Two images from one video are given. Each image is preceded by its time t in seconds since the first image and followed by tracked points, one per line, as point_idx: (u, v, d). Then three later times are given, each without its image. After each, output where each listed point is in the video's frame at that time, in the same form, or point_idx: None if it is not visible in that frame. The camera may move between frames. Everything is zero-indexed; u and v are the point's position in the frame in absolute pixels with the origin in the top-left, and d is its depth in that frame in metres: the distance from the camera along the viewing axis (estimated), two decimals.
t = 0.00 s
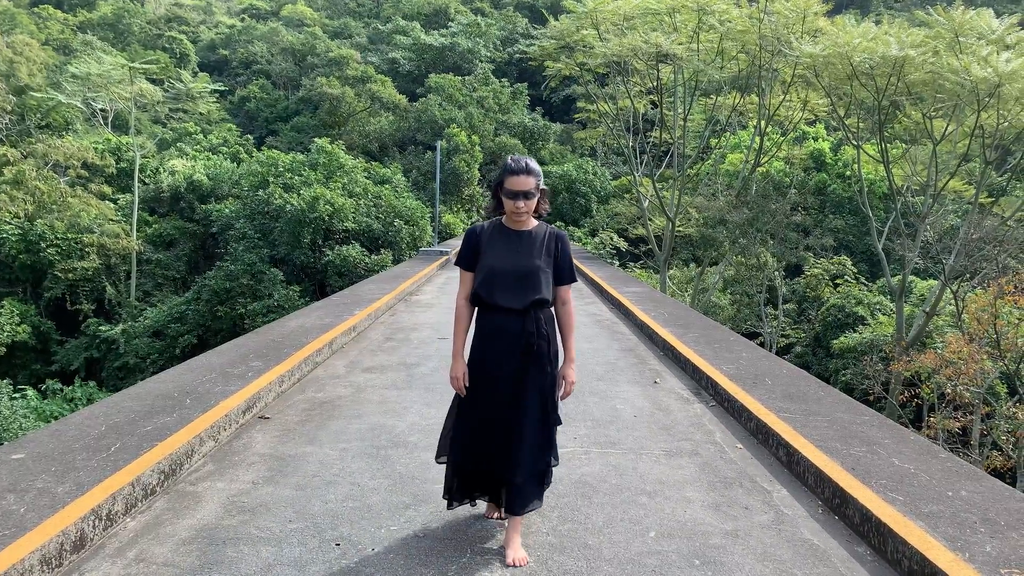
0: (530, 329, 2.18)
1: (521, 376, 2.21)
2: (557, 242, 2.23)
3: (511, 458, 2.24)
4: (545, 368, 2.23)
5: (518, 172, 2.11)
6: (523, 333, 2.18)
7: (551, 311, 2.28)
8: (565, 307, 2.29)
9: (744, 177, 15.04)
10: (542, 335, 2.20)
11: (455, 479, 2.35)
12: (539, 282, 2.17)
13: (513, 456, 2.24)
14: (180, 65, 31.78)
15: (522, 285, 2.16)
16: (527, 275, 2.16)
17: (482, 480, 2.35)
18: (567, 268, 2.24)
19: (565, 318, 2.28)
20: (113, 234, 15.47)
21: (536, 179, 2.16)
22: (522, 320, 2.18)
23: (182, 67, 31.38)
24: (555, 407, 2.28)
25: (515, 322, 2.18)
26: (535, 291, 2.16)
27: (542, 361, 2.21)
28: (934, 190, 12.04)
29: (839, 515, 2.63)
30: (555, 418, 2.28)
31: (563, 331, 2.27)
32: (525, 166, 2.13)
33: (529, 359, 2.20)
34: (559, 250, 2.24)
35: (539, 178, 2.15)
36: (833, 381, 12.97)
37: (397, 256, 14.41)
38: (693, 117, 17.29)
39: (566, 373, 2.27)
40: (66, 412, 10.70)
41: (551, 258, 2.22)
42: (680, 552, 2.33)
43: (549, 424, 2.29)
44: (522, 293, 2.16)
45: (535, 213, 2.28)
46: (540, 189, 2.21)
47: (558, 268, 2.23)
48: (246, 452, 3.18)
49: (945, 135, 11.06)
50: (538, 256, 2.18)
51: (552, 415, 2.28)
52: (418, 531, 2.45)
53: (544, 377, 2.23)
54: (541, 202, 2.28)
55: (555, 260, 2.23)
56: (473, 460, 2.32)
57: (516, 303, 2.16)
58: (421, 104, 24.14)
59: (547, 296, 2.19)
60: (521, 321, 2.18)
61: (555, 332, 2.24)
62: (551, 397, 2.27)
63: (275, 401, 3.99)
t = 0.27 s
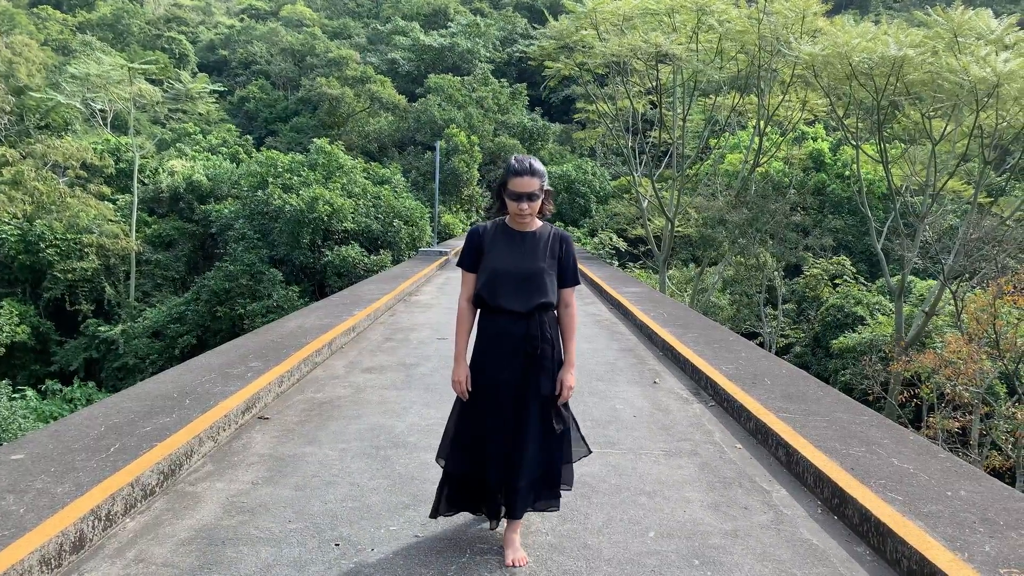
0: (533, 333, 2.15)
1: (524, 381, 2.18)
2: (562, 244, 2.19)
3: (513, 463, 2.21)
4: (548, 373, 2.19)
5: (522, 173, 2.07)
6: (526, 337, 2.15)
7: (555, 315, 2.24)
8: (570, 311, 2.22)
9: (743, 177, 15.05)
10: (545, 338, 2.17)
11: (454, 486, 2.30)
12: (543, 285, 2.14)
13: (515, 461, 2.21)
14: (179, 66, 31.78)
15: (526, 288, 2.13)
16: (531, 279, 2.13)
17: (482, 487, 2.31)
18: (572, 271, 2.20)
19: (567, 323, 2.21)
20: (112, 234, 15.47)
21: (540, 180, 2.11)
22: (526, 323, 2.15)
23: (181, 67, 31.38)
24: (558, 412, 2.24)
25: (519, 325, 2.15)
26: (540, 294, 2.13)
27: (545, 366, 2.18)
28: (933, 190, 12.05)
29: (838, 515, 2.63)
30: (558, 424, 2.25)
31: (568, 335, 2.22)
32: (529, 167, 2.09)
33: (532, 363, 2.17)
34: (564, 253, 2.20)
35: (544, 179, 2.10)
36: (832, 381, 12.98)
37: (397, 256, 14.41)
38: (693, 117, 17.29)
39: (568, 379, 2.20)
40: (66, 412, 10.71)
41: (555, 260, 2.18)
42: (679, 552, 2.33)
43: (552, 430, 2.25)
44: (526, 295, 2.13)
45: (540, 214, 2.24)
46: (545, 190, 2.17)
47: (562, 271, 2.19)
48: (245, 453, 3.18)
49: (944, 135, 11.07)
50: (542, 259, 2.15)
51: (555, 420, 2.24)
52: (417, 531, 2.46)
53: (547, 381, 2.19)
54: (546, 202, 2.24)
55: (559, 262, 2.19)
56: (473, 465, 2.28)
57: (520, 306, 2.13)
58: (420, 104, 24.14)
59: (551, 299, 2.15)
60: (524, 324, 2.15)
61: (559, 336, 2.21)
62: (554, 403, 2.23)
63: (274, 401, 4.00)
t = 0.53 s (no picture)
0: (536, 334, 2.15)
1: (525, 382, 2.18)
2: (564, 246, 2.19)
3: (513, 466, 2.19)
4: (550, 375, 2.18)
5: (525, 175, 2.07)
6: (528, 338, 2.15)
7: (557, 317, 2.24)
8: (572, 313, 2.22)
9: (743, 177, 15.05)
10: (547, 340, 2.17)
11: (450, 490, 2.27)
12: (545, 287, 2.14)
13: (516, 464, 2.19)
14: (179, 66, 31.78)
15: (528, 290, 2.13)
16: (533, 280, 2.13)
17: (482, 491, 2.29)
18: (574, 274, 2.20)
19: (568, 325, 2.20)
20: (111, 235, 15.45)
21: (542, 181, 2.11)
22: (527, 325, 2.15)
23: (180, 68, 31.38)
24: (558, 415, 2.22)
25: (520, 327, 2.15)
26: (542, 296, 2.14)
27: (547, 368, 2.17)
28: (933, 190, 12.06)
29: (838, 515, 2.63)
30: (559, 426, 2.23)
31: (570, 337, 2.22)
32: (532, 168, 2.08)
33: (533, 365, 2.17)
34: (565, 255, 2.19)
35: (546, 181, 2.09)
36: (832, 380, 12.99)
37: (396, 256, 14.40)
38: (692, 117, 17.30)
39: (569, 382, 2.19)
40: (65, 413, 10.70)
41: (558, 262, 2.18)
42: (679, 552, 2.34)
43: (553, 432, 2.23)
44: (528, 297, 2.13)
45: (541, 215, 2.23)
46: (547, 191, 2.16)
47: (564, 272, 2.19)
48: (245, 453, 3.18)
49: (943, 135, 11.08)
50: (544, 261, 2.15)
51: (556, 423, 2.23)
52: (416, 531, 2.46)
53: (548, 383, 2.17)
54: (547, 203, 2.24)
55: (560, 265, 2.19)
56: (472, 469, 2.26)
57: (522, 308, 2.13)
58: (420, 104, 24.15)
59: (554, 301, 2.15)
60: (526, 326, 2.15)
61: (560, 338, 2.21)
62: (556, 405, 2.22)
63: (274, 402, 4.00)
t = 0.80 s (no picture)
0: (537, 334, 2.15)
1: (525, 383, 2.18)
2: (565, 246, 2.19)
3: (514, 468, 2.18)
4: (551, 376, 2.18)
5: (526, 175, 2.07)
6: (529, 339, 2.15)
7: (558, 318, 2.24)
8: (572, 313, 2.22)
9: (742, 177, 15.06)
10: (548, 341, 2.17)
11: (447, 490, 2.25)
12: (546, 288, 2.13)
13: (516, 466, 2.17)
14: (178, 67, 31.77)
15: (529, 290, 2.12)
16: (535, 281, 2.12)
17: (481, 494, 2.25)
18: (575, 274, 2.20)
19: (569, 324, 2.21)
20: (111, 235, 15.45)
21: (544, 181, 2.11)
22: (528, 325, 2.14)
23: (179, 68, 31.38)
24: (557, 415, 2.21)
25: (521, 327, 2.14)
26: (543, 297, 2.13)
27: (547, 368, 2.16)
28: (932, 190, 12.07)
29: (839, 515, 2.63)
30: (559, 428, 2.22)
31: (570, 338, 2.22)
32: (533, 169, 2.09)
33: (534, 365, 2.16)
34: (566, 256, 2.19)
35: (547, 181, 2.10)
36: (832, 380, 13.00)
37: (396, 256, 14.40)
38: (692, 117, 17.30)
39: (570, 382, 2.18)
40: (65, 413, 10.71)
41: (559, 263, 2.18)
42: (679, 552, 2.34)
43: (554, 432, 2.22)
44: (529, 298, 2.12)
45: (542, 215, 2.24)
46: (548, 191, 2.16)
47: (565, 273, 2.19)
48: (244, 454, 3.18)
49: (943, 134, 11.09)
50: (546, 260, 2.15)
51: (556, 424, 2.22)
52: (416, 532, 2.46)
53: (548, 383, 2.17)
54: (548, 204, 2.24)
55: (562, 265, 2.18)
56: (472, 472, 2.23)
57: (523, 309, 2.12)
58: (419, 104, 24.15)
59: (555, 302, 2.15)
60: (528, 326, 2.14)
61: (561, 338, 2.21)
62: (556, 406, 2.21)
63: (274, 402, 4.00)
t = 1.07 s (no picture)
0: (536, 333, 2.15)
1: (525, 381, 2.17)
2: (564, 245, 2.19)
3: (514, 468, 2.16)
4: (551, 375, 2.17)
5: (526, 174, 2.07)
6: (528, 338, 2.15)
7: (557, 317, 2.24)
8: (572, 312, 2.22)
9: (742, 176, 15.06)
10: (546, 340, 2.17)
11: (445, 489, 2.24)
12: (545, 288, 2.14)
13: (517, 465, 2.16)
14: (177, 67, 31.76)
15: (529, 290, 2.12)
16: (534, 280, 2.12)
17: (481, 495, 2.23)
18: (574, 273, 2.20)
19: (568, 323, 2.21)
20: (111, 235, 15.44)
21: (543, 181, 2.11)
22: (526, 324, 2.15)
23: (179, 68, 31.38)
24: (553, 414, 2.21)
25: (519, 325, 2.14)
26: (542, 296, 2.13)
27: (545, 366, 2.16)
28: (932, 189, 12.07)
29: (838, 514, 2.63)
30: (558, 426, 2.22)
31: (568, 337, 2.22)
32: (532, 168, 2.08)
33: (533, 364, 2.16)
34: (565, 255, 2.19)
35: (547, 180, 2.09)
36: (831, 379, 13.01)
37: (395, 256, 14.41)
38: (691, 117, 17.29)
39: (567, 381, 2.19)
40: (65, 413, 10.71)
41: (558, 262, 2.18)
42: (678, 551, 2.34)
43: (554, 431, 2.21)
44: (528, 297, 2.13)
45: (541, 215, 2.23)
46: (547, 191, 2.16)
47: (564, 273, 2.19)
48: (244, 454, 3.18)
49: (943, 133, 11.08)
50: (545, 260, 2.15)
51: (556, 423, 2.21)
52: (416, 531, 2.46)
53: (546, 382, 2.16)
54: (547, 203, 2.23)
55: (561, 264, 2.18)
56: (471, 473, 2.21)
57: (521, 308, 2.12)
58: (419, 104, 24.14)
59: (554, 301, 2.15)
60: (527, 325, 2.14)
61: (560, 338, 2.21)
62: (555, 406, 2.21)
63: (274, 401, 4.00)
